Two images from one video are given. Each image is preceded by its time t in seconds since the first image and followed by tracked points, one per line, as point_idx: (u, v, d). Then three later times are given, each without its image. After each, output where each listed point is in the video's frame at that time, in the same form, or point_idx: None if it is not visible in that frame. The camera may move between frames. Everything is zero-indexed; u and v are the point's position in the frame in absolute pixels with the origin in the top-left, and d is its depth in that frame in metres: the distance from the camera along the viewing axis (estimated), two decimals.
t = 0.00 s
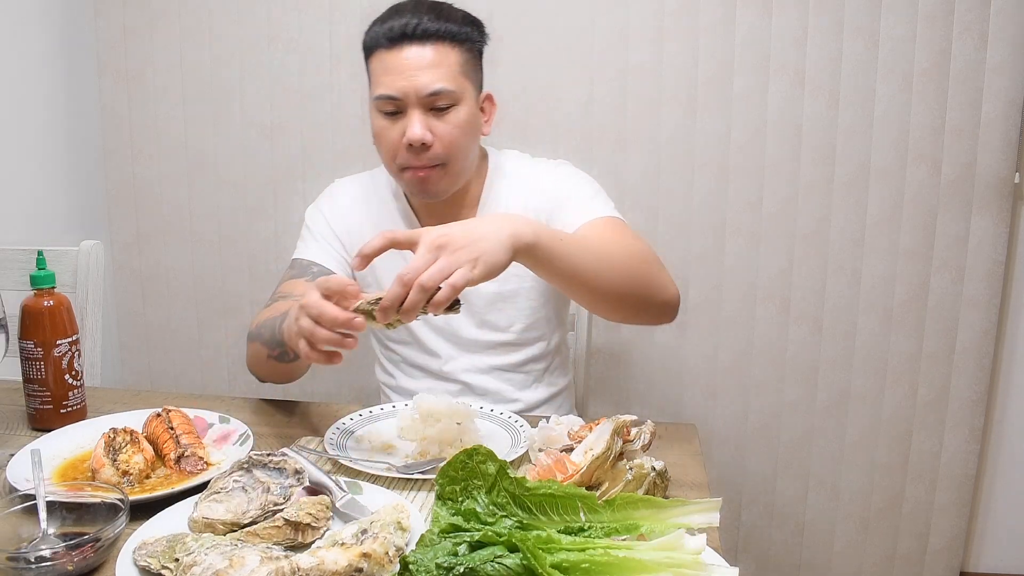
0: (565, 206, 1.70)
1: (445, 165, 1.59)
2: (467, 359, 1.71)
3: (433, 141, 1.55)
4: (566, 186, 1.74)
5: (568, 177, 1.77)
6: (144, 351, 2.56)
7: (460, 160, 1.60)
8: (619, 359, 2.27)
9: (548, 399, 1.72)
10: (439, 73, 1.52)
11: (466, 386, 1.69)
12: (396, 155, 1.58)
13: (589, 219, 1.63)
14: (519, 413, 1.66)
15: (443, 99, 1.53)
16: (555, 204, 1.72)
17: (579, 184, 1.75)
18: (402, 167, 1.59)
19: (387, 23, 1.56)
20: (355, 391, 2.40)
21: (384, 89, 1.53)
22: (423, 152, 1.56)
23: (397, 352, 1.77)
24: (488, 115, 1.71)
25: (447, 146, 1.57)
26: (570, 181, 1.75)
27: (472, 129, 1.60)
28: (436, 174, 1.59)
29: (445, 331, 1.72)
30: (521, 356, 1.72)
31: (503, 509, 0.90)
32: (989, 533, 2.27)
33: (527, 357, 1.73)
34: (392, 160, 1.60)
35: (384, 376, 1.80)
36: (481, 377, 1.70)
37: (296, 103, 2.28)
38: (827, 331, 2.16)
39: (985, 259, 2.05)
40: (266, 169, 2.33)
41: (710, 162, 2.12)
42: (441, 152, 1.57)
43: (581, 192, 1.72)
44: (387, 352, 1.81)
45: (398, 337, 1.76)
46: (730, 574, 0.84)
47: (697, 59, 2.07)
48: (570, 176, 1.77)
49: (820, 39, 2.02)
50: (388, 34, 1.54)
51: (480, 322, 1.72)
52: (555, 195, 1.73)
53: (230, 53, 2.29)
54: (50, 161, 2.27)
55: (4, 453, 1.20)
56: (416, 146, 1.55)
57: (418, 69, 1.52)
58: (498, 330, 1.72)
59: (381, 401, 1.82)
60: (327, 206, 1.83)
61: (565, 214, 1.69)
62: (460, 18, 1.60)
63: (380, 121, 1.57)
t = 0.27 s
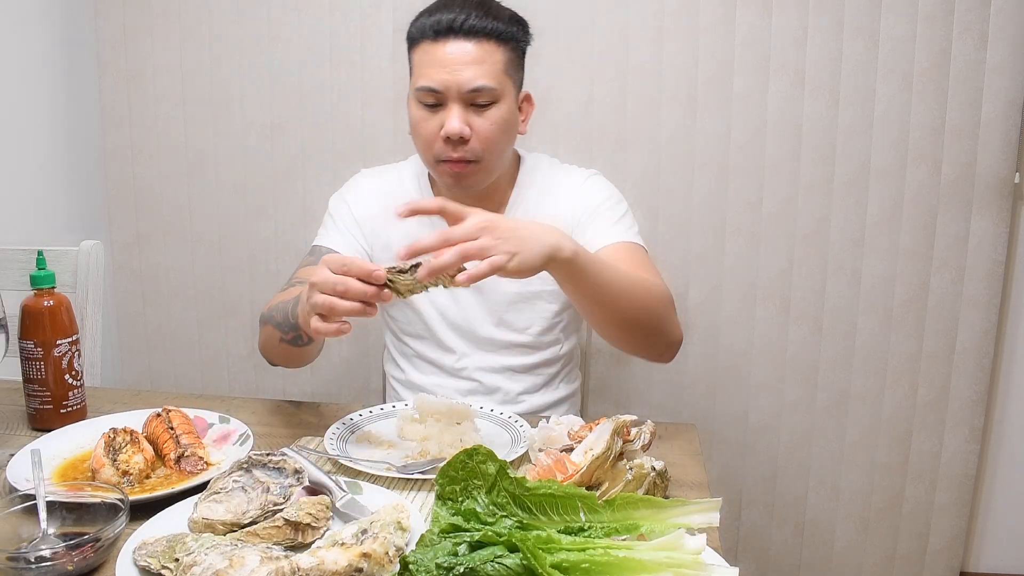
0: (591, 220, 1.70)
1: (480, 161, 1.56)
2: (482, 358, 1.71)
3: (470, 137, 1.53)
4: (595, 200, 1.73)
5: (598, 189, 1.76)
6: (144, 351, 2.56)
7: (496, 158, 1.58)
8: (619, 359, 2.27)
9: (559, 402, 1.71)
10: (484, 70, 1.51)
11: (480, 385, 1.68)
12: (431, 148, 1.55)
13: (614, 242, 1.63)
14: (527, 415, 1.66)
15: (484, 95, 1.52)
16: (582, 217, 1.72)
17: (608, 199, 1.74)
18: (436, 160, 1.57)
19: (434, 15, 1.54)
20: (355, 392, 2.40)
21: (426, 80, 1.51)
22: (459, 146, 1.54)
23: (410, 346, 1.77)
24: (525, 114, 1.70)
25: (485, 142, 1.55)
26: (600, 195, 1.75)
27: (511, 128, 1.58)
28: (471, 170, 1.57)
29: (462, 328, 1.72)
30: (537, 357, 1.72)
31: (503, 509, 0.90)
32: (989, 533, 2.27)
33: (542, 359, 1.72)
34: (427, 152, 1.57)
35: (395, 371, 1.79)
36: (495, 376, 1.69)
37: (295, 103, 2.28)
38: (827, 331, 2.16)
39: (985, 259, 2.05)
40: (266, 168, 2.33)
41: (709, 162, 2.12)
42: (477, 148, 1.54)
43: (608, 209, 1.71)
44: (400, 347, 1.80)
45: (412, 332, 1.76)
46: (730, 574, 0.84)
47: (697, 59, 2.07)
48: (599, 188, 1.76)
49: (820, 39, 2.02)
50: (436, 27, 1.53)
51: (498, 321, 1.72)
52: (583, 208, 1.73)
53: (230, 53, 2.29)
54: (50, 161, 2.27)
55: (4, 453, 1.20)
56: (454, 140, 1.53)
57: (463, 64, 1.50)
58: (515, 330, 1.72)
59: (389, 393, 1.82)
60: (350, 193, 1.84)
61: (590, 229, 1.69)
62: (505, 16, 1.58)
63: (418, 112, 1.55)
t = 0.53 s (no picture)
0: (601, 241, 1.67)
1: (497, 157, 1.54)
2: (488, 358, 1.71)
3: (489, 131, 1.52)
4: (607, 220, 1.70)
5: (612, 208, 1.72)
6: (143, 351, 2.56)
7: (514, 156, 1.56)
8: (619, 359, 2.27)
9: (563, 405, 1.71)
10: (509, 65, 1.50)
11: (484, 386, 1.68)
12: (448, 139, 1.54)
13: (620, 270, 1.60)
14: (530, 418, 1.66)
15: (506, 90, 1.51)
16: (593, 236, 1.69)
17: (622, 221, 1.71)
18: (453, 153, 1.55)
19: (464, 8, 1.54)
20: (355, 392, 2.40)
21: (450, 71, 1.51)
22: (477, 140, 1.52)
23: (418, 342, 1.77)
24: (549, 115, 1.69)
25: (504, 138, 1.53)
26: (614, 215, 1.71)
27: (531, 127, 1.56)
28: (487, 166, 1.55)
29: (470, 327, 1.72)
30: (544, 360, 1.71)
31: (503, 509, 0.90)
32: (989, 533, 2.27)
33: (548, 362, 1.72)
34: (445, 144, 1.55)
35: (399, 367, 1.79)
36: (500, 378, 1.69)
37: (295, 103, 2.28)
38: (827, 331, 2.16)
39: (985, 259, 2.05)
40: (266, 168, 2.33)
41: (709, 163, 2.12)
42: (494, 143, 1.53)
43: (620, 232, 1.69)
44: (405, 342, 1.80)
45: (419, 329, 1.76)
46: (730, 574, 0.84)
47: (697, 59, 2.07)
48: (615, 208, 1.73)
49: (820, 39, 2.02)
50: (465, 19, 1.53)
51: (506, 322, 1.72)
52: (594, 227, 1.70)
53: (229, 53, 2.29)
54: (50, 161, 2.27)
55: (3, 453, 1.20)
56: (472, 134, 1.51)
57: (489, 57, 1.50)
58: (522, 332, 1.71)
59: (391, 388, 1.83)
60: (365, 178, 1.86)
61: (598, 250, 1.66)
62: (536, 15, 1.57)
63: (440, 103, 1.54)
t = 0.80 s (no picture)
0: (605, 242, 1.66)
1: (510, 155, 1.53)
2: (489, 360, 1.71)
3: (503, 127, 1.50)
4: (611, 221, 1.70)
5: (618, 210, 1.71)
6: (143, 351, 2.56)
7: (527, 153, 1.54)
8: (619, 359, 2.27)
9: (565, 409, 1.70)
10: (524, 62, 1.49)
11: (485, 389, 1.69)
12: (460, 135, 1.52)
13: (620, 273, 1.60)
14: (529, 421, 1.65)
15: (520, 87, 1.49)
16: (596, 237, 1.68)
17: (626, 222, 1.70)
18: (465, 150, 1.53)
19: (479, 3, 1.53)
20: (355, 392, 2.40)
21: (464, 67, 1.49)
22: (490, 137, 1.50)
23: (418, 341, 1.77)
24: (562, 113, 1.68)
25: (517, 135, 1.51)
26: (618, 216, 1.70)
27: (545, 124, 1.54)
28: (499, 163, 1.53)
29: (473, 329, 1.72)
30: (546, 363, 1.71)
31: (503, 509, 0.90)
32: (989, 533, 2.27)
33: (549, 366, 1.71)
34: (456, 141, 1.54)
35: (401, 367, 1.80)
36: (501, 380, 1.69)
37: (295, 103, 2.28)
38: (827, 331, 2.16)
39: (985, 259, 2.05)
40: (266, 168, 2.33)
41: (709, 163, 2.12)
42: (508, 140, 1.51)
43: (623, 233, 1.68)
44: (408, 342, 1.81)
45: (422, 329, 1.77)
46: (730, 574, 0.84)
47: (697, 59, 2.07)
48: (619, 208, 1.72)
49: (820, 39, 2.01)
50: (479, 14, 1.51)
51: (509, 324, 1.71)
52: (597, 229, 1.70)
53: (229, 53, 2.29)
54: (50, 161, 2.27)
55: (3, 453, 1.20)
56: (485, 129, 1.49)
57: (503, 53, 1.48)
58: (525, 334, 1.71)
59: (392, 388, 1.83)
60: (374, 167, 1.87)
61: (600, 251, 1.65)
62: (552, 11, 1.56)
63: (452, 99, 1.52)
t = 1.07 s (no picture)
0: (606, 246, 1.66)
1: (513, 158, 1.53)
2: (490, 364, 1.71)
3: (506, 132, 1.50)
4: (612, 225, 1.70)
5: (621, 213, 1.72)
6: (143, 351, 2.56)
7: (530, 156, 1.54)
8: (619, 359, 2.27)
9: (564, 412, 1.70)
10: (527, 65, 1.49)
11: (486, 393, 1.69)
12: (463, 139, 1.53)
13: (621, 278, 1.60)
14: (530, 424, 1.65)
15: (523, 91, 1.49)
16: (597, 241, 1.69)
17: (628, 225, 1.70)
18: (467, 152, 1.54)
19: (482, 4, 1.52)
20: (354, 392, 2.40)
21: (466, 70, 1.49)
22: (493, 140, 1.50)
23: (418, 343, 1.77)
24: (565, 114, 1.69)
25: (520, 139, 1.51)
26: (619, 219, 1.70)
27: (548, 127, 1.55)
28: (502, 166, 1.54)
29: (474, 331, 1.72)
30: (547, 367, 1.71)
31: (503, 509, 0.90)
32: (989, 533, 2.27)
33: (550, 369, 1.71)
34: (459, 143, 1.54)
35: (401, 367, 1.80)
36: (502, 384, 1.69)
37: (295, 103, 2.28)
38: (827, 331, 2.16)
39: (985, 259, 2.05)
40: (266, 168, 2.33)
41: (709, 163, 2.12)
42: (511, 144, 1.51)
43: (625, 237, 1.67)
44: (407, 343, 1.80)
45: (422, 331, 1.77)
46: (730, 574, 0.84)
47: (697, 59, 2.07)
48: (621, 211, 1.72)
49: (820, 39, 2.01)
50: (482, 16, 1.51)
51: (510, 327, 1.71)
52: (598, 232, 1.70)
53: (230, 53, 2.29)
54: (50, 161, 2.27)
55: (3, 453, 1.20)
56: (488, 134, 1.50)
57: (506, 57, 1.48)
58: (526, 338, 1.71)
59: (391, 388, 1.83)
60: (376, 163, 1.86)
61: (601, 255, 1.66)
62: (555, 12, 1.55)
63: (455, 101, 1.52)
